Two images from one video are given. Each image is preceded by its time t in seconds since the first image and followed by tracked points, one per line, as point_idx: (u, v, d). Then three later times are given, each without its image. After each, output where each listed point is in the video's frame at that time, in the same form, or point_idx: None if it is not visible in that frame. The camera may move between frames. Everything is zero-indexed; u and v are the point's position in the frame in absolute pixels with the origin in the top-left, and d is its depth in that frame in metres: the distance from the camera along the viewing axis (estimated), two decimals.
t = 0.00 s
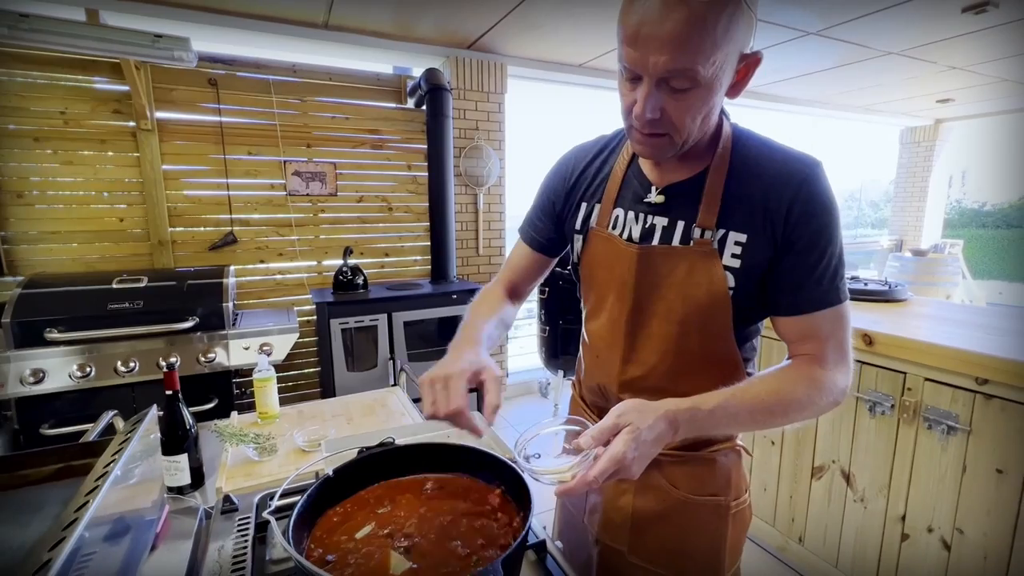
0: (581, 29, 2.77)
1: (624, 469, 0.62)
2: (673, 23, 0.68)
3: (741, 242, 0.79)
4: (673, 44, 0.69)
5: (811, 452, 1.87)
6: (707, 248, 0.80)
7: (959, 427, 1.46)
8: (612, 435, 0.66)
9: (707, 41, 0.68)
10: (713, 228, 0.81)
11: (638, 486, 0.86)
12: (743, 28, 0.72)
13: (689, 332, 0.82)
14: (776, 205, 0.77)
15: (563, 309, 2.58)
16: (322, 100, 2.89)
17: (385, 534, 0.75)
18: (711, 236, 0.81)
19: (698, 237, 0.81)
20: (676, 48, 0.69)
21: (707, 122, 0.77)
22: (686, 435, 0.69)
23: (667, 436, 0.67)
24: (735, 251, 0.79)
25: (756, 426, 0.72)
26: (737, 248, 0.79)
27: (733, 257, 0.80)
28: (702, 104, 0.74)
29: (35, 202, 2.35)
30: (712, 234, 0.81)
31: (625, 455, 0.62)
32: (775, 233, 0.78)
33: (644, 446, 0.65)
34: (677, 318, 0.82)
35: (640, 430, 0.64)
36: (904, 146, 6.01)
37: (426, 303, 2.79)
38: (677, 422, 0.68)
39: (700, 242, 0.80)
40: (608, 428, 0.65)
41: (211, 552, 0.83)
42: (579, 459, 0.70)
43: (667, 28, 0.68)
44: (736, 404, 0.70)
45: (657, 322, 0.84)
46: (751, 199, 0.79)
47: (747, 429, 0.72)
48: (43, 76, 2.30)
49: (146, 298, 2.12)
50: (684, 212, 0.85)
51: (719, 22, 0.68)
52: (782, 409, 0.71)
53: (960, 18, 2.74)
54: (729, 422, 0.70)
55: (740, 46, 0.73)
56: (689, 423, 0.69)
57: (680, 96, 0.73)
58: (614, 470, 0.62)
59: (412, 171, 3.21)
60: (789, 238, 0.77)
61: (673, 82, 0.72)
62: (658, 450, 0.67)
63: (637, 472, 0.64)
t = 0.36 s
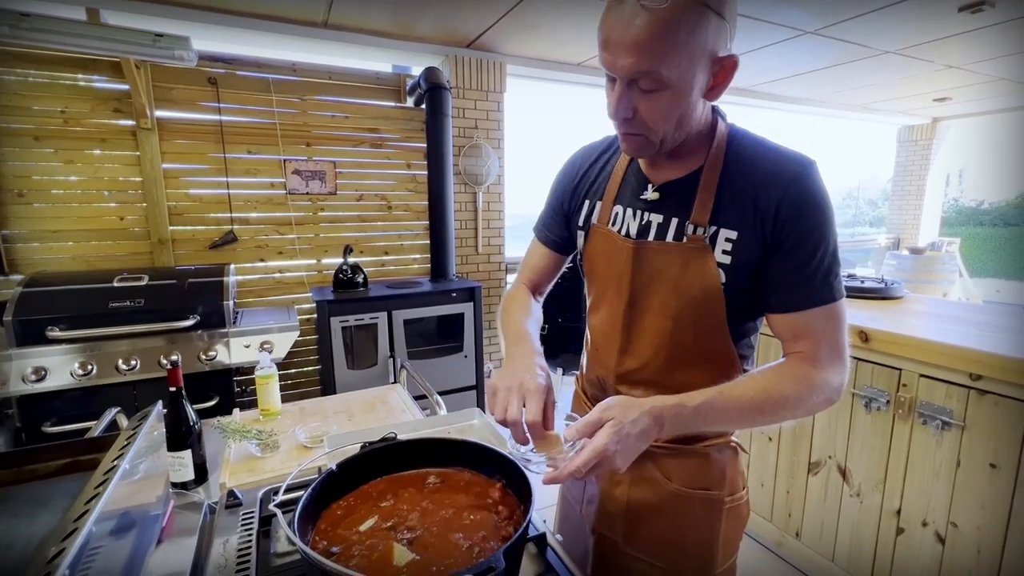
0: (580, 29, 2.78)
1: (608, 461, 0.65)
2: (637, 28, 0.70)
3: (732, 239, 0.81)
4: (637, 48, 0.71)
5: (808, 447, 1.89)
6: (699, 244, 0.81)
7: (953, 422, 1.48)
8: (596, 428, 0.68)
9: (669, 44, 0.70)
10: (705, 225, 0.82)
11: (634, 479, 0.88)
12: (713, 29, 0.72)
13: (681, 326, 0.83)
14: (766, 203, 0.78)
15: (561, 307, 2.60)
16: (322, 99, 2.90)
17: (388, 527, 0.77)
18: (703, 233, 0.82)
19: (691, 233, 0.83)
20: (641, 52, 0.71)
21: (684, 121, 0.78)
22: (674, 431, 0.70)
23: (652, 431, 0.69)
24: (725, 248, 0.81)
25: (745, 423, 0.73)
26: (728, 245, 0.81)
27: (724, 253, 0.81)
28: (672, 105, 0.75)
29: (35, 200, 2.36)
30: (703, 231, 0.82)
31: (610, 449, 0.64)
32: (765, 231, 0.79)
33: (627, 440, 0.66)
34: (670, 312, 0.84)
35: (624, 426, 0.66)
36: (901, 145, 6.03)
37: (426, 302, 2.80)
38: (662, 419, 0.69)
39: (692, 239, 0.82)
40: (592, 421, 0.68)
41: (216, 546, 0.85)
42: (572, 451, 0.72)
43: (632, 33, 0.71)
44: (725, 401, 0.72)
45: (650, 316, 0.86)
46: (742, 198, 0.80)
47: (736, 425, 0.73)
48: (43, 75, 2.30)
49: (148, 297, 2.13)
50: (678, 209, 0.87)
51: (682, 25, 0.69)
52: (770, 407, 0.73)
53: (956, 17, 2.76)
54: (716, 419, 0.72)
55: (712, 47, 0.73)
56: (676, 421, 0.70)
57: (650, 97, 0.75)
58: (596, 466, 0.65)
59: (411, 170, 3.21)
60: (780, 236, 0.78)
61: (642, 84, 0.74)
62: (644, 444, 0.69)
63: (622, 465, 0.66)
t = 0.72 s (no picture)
0: (580, 25, 2.78)
1: (617, 472, 0.63)
2: (618, 36, 0.70)
3: (724, 236, 0.81)
4: (620, 56, 0.71)
5: (807, 445, 1.90)
6: (693, 242, 0.81)
7: (952, 419, 1.48)
8: (604, 439, 0.67)
9: (650, 51, 0.70)
10: (697, 223, 0.82)
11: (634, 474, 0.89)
12: (695, 32, 0.71)
13: (677, 323, 0.83)
14: (758, 200, 0.78)
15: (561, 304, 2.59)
16: (321, 96, 2.90)
17: (387, 524, 0.77)
18: (697, 231, 0.82)
19: (684, 231, 0.83)
20: (624, 59, 0.71)
21: (672, 124, 0.78)
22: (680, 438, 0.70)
23: (659, 438, 0.68)
24: (717, 246, 0.81)
25: (751, 422, 0.73)
26: (720, 242, 0.81)
27: (716, 251, 0.81)
28: (659, 109, 0.75)
29: (34, 198, 2.35)
30: (697, 229, 0.82)
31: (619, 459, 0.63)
32: (758, 227, 0.79)
33: (636, 449, 0.65)
34: (666, 309, 0.84)
35: (632, 439, 0.65)
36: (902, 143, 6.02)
37: (426, 299, 2.80)
38: (669, 425, 0.69)
39: (686, 237, 0.82)
40: (599, 433, 0.67)
41: (216, 543, 0.86)
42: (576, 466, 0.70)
43: (614, 41, 0.71)
44: (728, 404, 0.72)
45: (646, 313, 0.86)
46: (735, 195, 0.80)
47: (741, 426, 0.73)
48: (42, 73, 2.30)
49: (147, 294, 2.13)
50: (671, 207, 0.87)
51: (663, 31, 0.69)
52: (775, 405, 0.73)
53: (958, 14, 2.75)
54: (720, 420, 0.72)
55: (695, 49, 0.72)
56: (682, 426, 0.70)
57: (636, 103, 0.75)
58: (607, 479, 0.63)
59: (411, 167, 3.21)
60: (772, 233, 0.78)
61: (628, 90, 0.74)
62: (652, 452, 0.68)
63: (631, 475, 0.65)
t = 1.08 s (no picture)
0: (581, 20, 2.75)
1: (628, 465, 0.63)
2: (631, 29, 0.69)
3: (731, 233, 0.80)
4: (633, 49, 0.70)
5: (809, 443, 1.89)
6: (698, 239, 0.80)
7: (956, 418, 1.47)
8: (615, 431, 0.67)
9: (664, 44, 0.69)
10: (704, 220, 0.81)
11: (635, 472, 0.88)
12: (708, 24, 0.70)
13: (678, 321, 0.83)
14: (767, 197, 0.77)
15: (562, 302, 2.58)
16: (322, 92, 2.88)
17: (387, 523, 0.76)
18: (703, 228, 0.81)
19: (690, 228, 0.82)
20: (637, 53, 0.70)
21: (683, 119, 0.77)
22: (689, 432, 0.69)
23: (670, 432, 0.68)
24: (724, 243, 0.80)
25: (759, 417, 0.72)
26: (727, 239, 0.80)
27: (722, 248, 0.80)
28: (671, 103, 0.74)
29: (34, 194, 2.35)
30: (703, 226, 0.81)
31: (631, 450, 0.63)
32: (766, 224, 0.78)
33: (648, 443, 0.65)
34: (667, 306, 0.83)
35: (644, 430, 0.65)
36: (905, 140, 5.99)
37: (426, 296, 2.79)
38: (680, 418, 0.68)
39: (691, 234, 0.81)
40: (611, 425, 0.66)
41: (216, 542, 0.86)
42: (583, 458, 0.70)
43: (626, 34, 0.69)
44: (737, 399, 0.71)
45: (647, 310, 0.85)
46: (743, 191, 0.79)
47: (749, 421, 0.72)
48: (41, 68, 2.29)
49: (147, 291, 2.12)
50: (677, 204, 0.86)
51: (677, 23, 0.68)
52: (783, 401, 0.72)
53: (962, 10, 2.73)
54: (730, 416, 0.71)
55: (708, 42, 0.72)
56: (696, 416, 0.69)
57: (648, 97, 0.74)
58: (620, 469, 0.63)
59: (411, 164, 3.20)
60: (780, 230, 0.77)
61: (640, 84, 0.73)
62: (661, 445, 0.67)
63: (641, 468, 0.65)
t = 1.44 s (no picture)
0: (584, 16, 2.73)
1: (632, 460, 0.63)
2: (640, 18, 0.68)
3: (737, 231, 0.78)
4: (642, 39, 0.69)
5: (812, 442, 1.88)
6: (703, 236, 0.79)
7: (962, 418, 1.46)
8: (619, 425, 0.66)
9: (674, 33, 0.68)
10: (709, 217, 0.80)
11: (637, 471, 0.87)
12: (717, 17, 0.70)
13: (681, 319, 0.82)
14: (773, 194, 0.76)
15: (565, 299, 2.57)
16: (324, 88, 2.87)
17: (387, 522, 0.76)
18: (708, 225, 0.80)
19: (694, 226, 0.81)
20: (645, 43, 0.69)
21: (690, 112, 0.76)
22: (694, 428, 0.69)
23: (675, 426, 0.67)
24: (730, 240, 0.79)
25: (763, 414, 0.72)
26: (733, 237, 0.79)
27: (728, 246, 0.79)
28: (679, 96, 0.73)
29: (36, 190, 2.35)
30: (708, 223, 0.80)
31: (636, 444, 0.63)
32: (771, 222, 0.77)
33: (652, 437, 0.65)
34: (670, 306, 0.82)
35: (650, 424, 0.65)
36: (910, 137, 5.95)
37: (428, 294, 2.79)
38: (685, 412, 0.68)
39: (696, 231, 0.80)
40: (616, 418, 0.66)
41: (217, 538, 0.86)
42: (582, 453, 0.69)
43: (635, 24, 0.69)
44: (742, 395, 0.70)
45: (650, 310, 0.84)
46: (748, 187, 0.78)
47: (753, 418, 0.72)
48: (42, 64, 2.28)
49: (149, 288, 2.12)
50: (680, 201, 0.85)
51: (686, 13, 0.67)
52: (788, 398, 0.71)
53: (971, 5, 2.69)
54: (734, 412, 0.70)
55: (717, 34, 0.71)
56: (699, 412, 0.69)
57: (656, 89, 0.73)
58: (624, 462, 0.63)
59: (413, 161, 3.19)
60: (787, 227, 0.76)
61: (648, 75, 0.72)
62: (665, 439, 0.67)
63: (645, 462, 0.64)
